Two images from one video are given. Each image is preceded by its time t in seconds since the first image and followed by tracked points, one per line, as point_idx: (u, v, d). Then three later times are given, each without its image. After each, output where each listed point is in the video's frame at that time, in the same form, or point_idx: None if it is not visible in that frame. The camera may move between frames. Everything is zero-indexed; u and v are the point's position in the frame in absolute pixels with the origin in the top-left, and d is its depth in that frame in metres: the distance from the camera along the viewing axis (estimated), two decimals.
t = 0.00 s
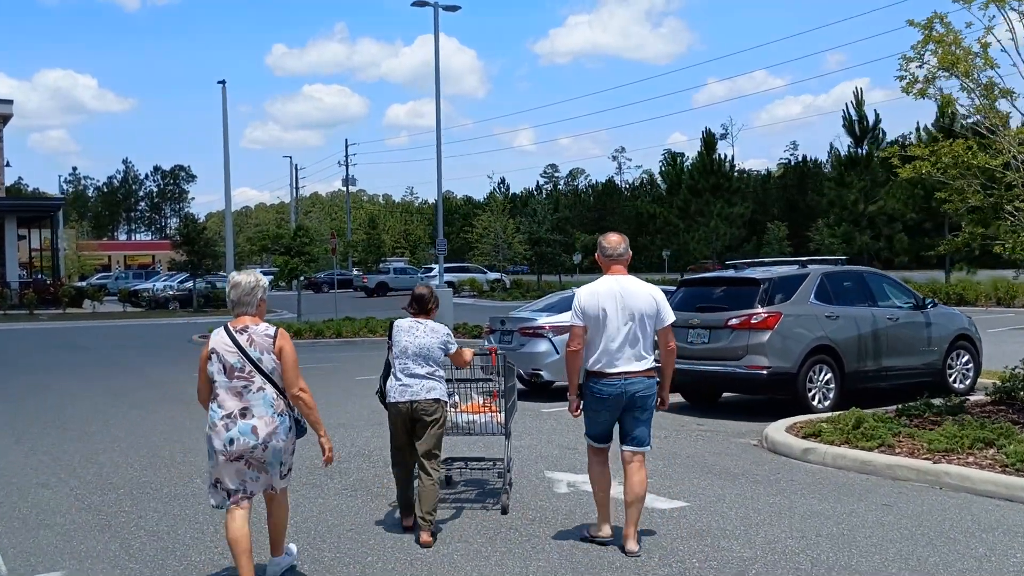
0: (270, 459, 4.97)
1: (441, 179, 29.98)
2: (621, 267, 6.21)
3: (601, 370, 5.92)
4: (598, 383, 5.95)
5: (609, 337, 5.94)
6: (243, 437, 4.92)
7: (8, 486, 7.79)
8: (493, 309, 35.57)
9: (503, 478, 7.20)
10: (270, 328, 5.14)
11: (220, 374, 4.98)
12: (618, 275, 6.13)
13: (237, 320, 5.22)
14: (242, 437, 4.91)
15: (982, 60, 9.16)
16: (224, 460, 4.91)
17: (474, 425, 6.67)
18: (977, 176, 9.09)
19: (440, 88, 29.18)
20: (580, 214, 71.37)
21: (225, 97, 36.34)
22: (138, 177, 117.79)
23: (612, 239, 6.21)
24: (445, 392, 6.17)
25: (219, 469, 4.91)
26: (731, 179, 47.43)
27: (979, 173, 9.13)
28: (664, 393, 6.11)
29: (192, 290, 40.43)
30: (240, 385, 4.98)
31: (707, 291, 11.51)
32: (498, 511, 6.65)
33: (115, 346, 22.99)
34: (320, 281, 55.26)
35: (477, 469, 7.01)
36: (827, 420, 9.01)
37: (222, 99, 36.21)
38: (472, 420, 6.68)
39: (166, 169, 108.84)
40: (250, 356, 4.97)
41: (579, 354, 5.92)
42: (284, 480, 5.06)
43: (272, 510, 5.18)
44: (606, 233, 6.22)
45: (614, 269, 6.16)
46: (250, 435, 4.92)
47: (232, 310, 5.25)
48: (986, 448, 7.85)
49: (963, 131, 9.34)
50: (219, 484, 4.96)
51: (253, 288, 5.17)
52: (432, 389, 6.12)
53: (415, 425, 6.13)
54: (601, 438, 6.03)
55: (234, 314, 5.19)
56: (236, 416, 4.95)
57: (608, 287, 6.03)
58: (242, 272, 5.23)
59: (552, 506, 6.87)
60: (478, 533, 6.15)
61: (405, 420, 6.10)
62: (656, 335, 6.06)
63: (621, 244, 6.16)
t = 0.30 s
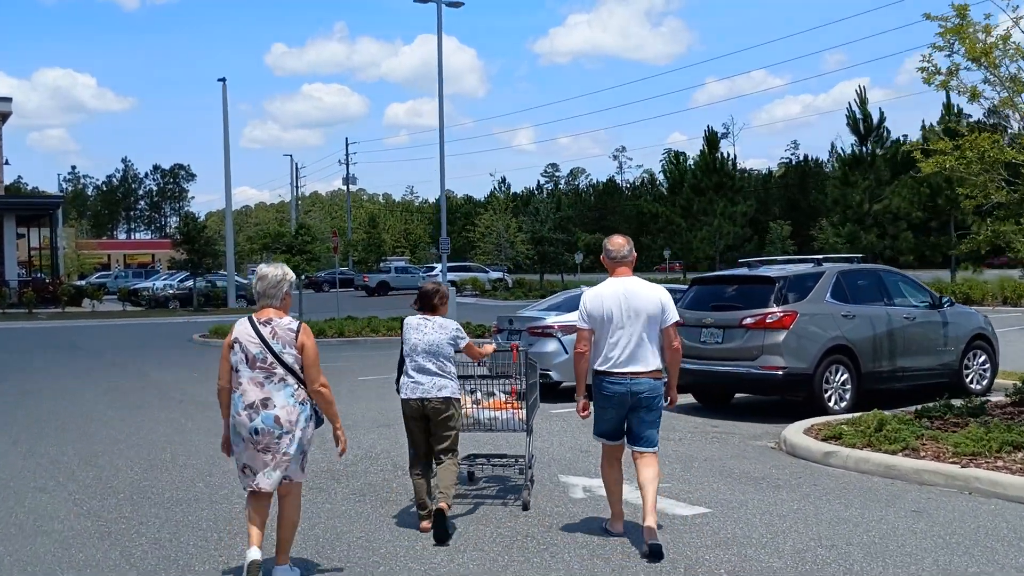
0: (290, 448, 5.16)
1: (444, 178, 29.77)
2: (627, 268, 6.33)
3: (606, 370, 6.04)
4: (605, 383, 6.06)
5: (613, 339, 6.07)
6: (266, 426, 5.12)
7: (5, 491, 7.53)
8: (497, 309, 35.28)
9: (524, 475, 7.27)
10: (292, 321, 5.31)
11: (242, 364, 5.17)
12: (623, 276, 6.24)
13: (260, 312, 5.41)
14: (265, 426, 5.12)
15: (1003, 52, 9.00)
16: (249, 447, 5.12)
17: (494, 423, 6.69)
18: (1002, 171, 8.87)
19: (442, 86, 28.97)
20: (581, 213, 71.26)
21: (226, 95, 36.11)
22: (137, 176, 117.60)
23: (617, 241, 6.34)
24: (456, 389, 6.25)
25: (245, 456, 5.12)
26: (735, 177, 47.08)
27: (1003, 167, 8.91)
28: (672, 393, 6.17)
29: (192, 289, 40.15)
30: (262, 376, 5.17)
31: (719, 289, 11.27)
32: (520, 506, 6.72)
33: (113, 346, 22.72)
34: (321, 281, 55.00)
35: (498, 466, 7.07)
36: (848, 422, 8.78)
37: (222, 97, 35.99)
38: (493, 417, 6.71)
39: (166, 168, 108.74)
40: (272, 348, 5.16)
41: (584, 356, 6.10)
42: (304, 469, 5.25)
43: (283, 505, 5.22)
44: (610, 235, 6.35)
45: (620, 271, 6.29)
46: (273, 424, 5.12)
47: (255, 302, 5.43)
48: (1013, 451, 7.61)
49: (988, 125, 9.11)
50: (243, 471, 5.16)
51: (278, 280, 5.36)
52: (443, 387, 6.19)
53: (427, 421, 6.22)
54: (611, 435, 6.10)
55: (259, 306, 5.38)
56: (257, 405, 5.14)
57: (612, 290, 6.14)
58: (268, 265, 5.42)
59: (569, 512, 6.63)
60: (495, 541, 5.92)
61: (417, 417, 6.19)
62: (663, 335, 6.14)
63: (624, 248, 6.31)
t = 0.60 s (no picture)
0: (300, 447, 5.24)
1: (445, 176, 29.53)
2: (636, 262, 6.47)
3: (614, 363, 6.24)
4: (612, 375, 6.25)
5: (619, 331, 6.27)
6: (275, 425, 5.22)
7: None
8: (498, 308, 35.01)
9: (542, 473, 7.27)
10: (304, 321, 5.43)
11: (255, 364, 5.27)
12: (631, 271, 6.41)
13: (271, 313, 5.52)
14: (275, 425, 5.22)
15: None
16: (260, 446, 5.22)
17: (513, 421, 6.68)
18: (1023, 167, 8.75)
19: (443, 83, 28.75)
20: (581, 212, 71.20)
21: (225, 93, 35.91)
22: (136, 175, 117.28)
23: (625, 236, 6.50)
24: (470, 385, 6.18)
25: (256, 454, 5.23)
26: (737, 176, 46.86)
27: None
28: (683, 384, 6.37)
29: (190, 288, 39.90)
30: (275, 375, 5.27)
31: (729, 288, 11.04)
32: (537, 503, 6.77)
33: (112, 346, 22.47)
34: (320, 279, 54.76)
35: (516, 464, 7.04)
36: (865, 425, 8.59)
37: (221, 95, 35.79)
38: (512, 415, 6.69)
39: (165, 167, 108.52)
40: (285, 348, 5.26)
41: (591, 348, 6.33)
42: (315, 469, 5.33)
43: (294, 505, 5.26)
44: (618, 231, 6.52)
45: (628, 265, 6.45)
46: (282, 423, 5.22)
47: (267, 304, 5.55)
48: None
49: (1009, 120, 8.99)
50: (256, 468, 5.27)
51: (288, 281, 5.48)
52: (457, 383, 6.12)
53: (442, 417, 6.15)
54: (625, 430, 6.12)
55: (270, 307, 5.49)
56: (269, 405, 5.25)
57: (619, 285, 6.35)
58: (278, 267, 5.53)
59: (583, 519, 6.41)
60: (507, 551, 5.71)
61: (431, 414, 6.12)
62: (670, 329, 6.31)
63: (632, 242, 6.37)
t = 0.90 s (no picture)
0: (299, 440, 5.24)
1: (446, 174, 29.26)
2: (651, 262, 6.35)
3: (626, 363, 6.07)
4: (624, 376, 6.09)
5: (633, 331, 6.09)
6: (274, 418, 5.20)
7: None
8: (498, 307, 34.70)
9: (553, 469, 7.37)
10: (302, 315, 5.39)
11: (254, 358, 5.25)
12: (646, 272, 6.24)
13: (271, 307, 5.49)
14: (273, 418, 5.20)
15: None
16: (260, 439, 5.21)
17: (525, 417, 6.90)
18: None
19: (444, 80, 28.48)
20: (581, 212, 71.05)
21: (224, 90, 35.63)
22: (135, 173, 116.87)
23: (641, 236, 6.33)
24: (487, 382, 6.37)
25: (255, 447, 5.21)
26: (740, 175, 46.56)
27: None
28: (692, 386, 6.23)
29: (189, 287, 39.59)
30: (273, 369, 5.24)
31: (735, 288, 10.82)
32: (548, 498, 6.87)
33: (108, 345, 22.16)
34: (319, 278, 54.45)
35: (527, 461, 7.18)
36: (882, 428, 8.35)
37: (221, 92, 35.50)
38: (525, 411, 6.90)
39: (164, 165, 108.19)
40: (282, 342, 5.23)
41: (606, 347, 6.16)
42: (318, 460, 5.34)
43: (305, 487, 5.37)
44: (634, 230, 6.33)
45: (643, 267, 6.28)
46: (280, 416, 5.20)
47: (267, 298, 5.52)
48: None
49: None
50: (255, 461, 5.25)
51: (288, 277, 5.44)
52: (473, 380, 6.31)
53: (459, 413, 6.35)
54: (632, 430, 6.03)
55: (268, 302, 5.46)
56: (268, 398, 5.23)
57: (634, 285, 6.17)
58: (277, 262, 5.50)
59: (592, 525, 6.14)
60: (515, 560, 5.48)
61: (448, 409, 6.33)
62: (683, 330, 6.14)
63: (648, 243, 6.26)
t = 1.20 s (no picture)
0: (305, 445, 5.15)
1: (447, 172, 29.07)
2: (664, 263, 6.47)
3: (638, 359, 6.19)
4: (635, 373, 6.22)
5: (647, 329, 6.19)
6: (280, 423, 5.09)
7: None
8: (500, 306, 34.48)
9: (566, 470, 7.31)
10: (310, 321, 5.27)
11: (262, 363, 5.15)
12: (659, 271, 6.37)
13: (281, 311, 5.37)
14: (280, 424, 5.08)
15: None
16: (263, 444, 5.10)
17: (539, 418, 6.77)
18: None
19: (445, 77, 28.27)
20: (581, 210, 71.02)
21: (224, 88, 35.46)
22: (135, 171, 116.67)
23: (653, 237, 6.46)
24: (498, 384, 6.21)
25: (259, 451, 5.10)
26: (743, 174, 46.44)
27: None
28: (702, 383, 6.37)
29: (188, 285, 39.38)
30: (280, 374, 5.14)
31: (743, 288, 10.61)
32: (562, 501, 6.80)
33: (106, 344, 21.94)
34: (319, 276, 54.29)
35: (540, 461, 7.15)
36: (899, 434, 8.11)
37: (221, 90, 35.30)
38: (537, 412, 6.78)
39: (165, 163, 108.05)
40: (290, 348, 5.13)
41: (619, 345, 6.19)
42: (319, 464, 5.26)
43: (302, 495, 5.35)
44: (646, 232, 6.46)
45: (656, 266, 6.40)
46: (287, 422, 5.09)
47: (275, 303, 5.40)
48: None
49: None
50: (255, 466, 5.13)
51: (298, 281, 5.33)
52: (485, 382, 6.15)
53: (469, 416, 6.19)
54: (641, 424, 6.28)
55: (277, 306, 5.34)
56: (274, 403, 5.12)
57: (648, 284, 6.28)
58: (287, 266, 5.38)
59: (602, 537, 5.89)
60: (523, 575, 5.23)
61: (459, 411, 6.18)
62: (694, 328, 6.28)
63: (660, 244, 6.39)
